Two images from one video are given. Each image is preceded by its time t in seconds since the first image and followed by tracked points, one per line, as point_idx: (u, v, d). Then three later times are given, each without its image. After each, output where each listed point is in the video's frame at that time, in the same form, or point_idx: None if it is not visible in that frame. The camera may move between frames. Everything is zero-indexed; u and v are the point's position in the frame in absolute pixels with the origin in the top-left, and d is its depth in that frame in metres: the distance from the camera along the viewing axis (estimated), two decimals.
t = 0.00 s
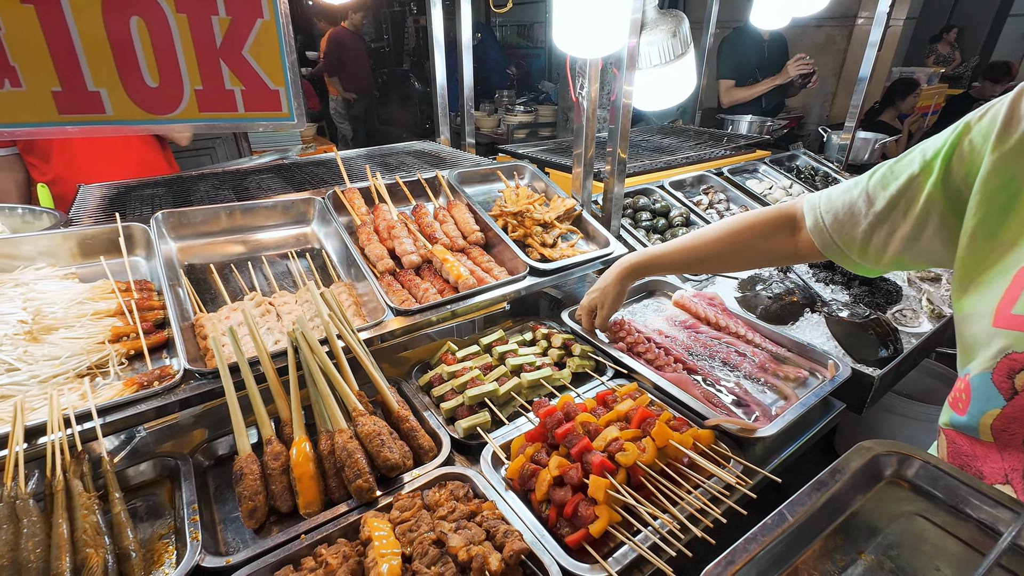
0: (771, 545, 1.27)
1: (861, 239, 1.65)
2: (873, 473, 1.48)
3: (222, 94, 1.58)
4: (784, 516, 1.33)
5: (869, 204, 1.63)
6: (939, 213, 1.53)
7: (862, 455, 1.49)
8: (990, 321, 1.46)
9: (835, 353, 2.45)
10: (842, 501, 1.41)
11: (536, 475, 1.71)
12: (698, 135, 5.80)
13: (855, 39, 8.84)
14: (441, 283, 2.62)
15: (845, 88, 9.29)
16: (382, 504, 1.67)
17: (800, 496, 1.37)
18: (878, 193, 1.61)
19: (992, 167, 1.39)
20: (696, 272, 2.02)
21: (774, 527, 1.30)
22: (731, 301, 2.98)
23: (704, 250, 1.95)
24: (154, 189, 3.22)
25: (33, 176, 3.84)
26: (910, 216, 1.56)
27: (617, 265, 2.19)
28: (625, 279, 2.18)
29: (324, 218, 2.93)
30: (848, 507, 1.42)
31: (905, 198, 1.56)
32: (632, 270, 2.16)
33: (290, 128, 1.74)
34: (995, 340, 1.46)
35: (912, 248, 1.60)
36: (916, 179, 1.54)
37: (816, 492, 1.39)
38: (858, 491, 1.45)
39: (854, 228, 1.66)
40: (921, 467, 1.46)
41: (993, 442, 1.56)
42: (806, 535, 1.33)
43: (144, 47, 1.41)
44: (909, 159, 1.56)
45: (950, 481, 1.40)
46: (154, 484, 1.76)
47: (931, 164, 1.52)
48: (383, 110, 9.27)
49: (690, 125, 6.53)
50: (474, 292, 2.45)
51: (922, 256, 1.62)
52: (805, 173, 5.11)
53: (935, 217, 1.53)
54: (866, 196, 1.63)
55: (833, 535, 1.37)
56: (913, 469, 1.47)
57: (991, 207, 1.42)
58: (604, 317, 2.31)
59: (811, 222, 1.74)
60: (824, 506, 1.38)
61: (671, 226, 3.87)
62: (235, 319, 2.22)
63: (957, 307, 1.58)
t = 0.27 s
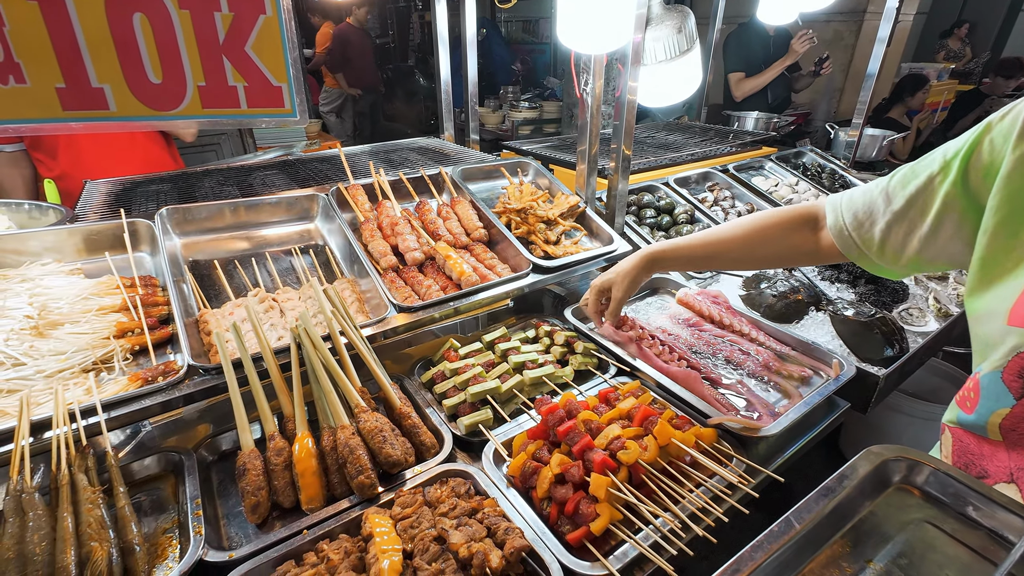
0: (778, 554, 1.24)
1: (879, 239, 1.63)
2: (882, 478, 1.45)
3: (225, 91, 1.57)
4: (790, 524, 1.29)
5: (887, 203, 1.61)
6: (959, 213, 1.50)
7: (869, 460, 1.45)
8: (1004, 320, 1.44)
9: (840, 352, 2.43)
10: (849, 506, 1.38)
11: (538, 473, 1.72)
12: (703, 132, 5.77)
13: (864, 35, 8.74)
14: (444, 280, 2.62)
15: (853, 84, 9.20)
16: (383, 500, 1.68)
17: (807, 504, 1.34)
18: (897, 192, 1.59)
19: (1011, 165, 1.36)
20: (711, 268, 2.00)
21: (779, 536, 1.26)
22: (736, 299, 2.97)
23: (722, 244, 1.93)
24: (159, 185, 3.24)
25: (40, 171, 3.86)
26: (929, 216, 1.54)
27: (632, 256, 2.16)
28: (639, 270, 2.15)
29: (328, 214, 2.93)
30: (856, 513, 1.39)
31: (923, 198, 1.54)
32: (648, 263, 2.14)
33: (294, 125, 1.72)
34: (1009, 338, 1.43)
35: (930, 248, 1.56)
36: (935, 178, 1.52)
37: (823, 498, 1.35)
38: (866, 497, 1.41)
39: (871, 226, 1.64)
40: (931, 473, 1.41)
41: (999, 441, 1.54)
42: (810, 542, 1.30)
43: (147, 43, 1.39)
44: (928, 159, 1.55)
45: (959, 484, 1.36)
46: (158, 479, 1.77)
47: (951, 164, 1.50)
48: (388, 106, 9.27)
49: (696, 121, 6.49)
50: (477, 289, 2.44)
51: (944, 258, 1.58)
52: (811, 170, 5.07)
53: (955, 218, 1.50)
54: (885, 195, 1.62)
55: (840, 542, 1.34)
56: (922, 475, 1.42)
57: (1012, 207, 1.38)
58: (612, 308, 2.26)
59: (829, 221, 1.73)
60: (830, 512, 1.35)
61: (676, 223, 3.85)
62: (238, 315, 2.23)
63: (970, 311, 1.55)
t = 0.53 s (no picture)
0: (771, 542, 1.26)
1: (921, 236, 1.62)
2: (882, 474, 1.47)
3: (224, 86, 1.56)
4: (785, 515, 1.32)
5: (928, 198, 1.60)
6: (995, 210, 1.46)
7: (870, 456, 1.49)
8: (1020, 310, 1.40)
9: (843, 351, 2.42)
10: (848, 501, 1.41)
11: (537, 470, 1.71)
12: (707, 129, 5.73)
13: (870, 31, 8.66)
14: (444, 278, 2.61)
15: (858, 81, 9.13)
16: (382, 497, 1.68)
17: (804, 496, 1.37)
18: (938, 189, 1.58)
19: None
20: (771, 235, 1.94)
21: (773, 526, 1.29)
22: (738, 297, 2.95)
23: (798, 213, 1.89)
24: (160, 181, 3.24)
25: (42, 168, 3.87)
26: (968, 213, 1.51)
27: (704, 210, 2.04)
28: (702, 224, 2.03)
29: (329, 211, 2.92)
30: (854, 507, 1.41)
31: (961, 194, 1.52)
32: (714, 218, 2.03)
33: (294, 121, 1.71)
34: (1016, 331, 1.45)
35: (965, 246, 1.53)
36: (973, 175, 1.49)
37: (819, 492, 1.38)
38: (865, 492, 1.44)
39: (912, 221, 1.64)
40: (930, 470, 1.44)
41: (997, 434, 1.58)
42: (806, 534, 1.32)
43: (146, 38, 1.38)
44: (971, 156, 1.52)
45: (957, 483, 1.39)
46: (158, 475, 1.77)
47: (989, 160, 1.46)
48: (391, 103, 9.26)
49: (699, 118, 6.45)
50: (478, 286, 2.44)
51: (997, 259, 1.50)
52: (815, 168, 5.04)
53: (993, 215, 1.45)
54: (926, 192, 1.60)
55: (836, 535, 1.36)
56: (923, 473, 1.45)
57: None
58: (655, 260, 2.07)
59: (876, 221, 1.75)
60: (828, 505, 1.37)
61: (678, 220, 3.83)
62: (238, 312, 2.23)
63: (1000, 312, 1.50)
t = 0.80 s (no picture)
0: (753, 518, 1.28)
1: (963, 209, 1.69)
2: (871, 460, 1.50)
3: (226, 84, 1.55)
4: (769, 493, 1.33)
5: (974, 172, 1.67)
6: None
7: (861, 443, 1.51)
8: None
9: (845, 350, 2.41)
10: (834, 485, 1.43)
11: (539, 469, 1.71)
12: (709, 127, 5.71)
13: (873, 28, 8.62)
14: (446, 275, 2.61)
15: (862, 79, 9.08)
16: (384, 495, 1.68)
17: (790, 476, 1.38)
18: (987, 164, 1.65)
19: None
20: (813, 184, 1.98)
21: (757, 502, 1.30)
22: (740, 295, 2.94)
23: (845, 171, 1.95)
24: (163, 179, 3.24)
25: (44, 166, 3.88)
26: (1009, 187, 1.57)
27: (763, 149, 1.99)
28: (756, 162, 1.98)
29: (330, 208, 2.92)
30: (840, 490, 1.44)
31: (1006, 169, 1.58)
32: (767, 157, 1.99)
33: (295, 118, 1.70)
34: None
35: (1003, 221, 1.57)
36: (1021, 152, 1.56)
37: (807, 473, 1.39)
38: (853, 476, 1.46)
39: (957, 195, 1.71)
40: (921, 459, 1.48)
41: (995, 420, 1.62)
42: (789, 512, 1.34)
43: (148, 35, 1.38)
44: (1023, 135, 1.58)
45: (947, 474, 1.42)
46: (160, 472, 1.78)
47: None
48: (394, 102, 9.25)
49: (702, 116, 6.43)
50: (480, 284, 2.44)
51: None
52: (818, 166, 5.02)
53: None
54: (973, 166, 1.68)
55: (819, 516, 1.37)
56: (912, 460, 1.49)
57: None
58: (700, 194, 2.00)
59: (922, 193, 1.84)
60: (814, 486, 1.39)
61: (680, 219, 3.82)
62: (241, 309, 2.24)
63: None
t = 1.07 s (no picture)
0: (741, 503, 1.31)
1: (977, 183, 1.65)
2: (866, 455, 1.51)
3: (225, 84, 1.55)
4: (760, 481, 1.36)
5: (998, 147, 1.59)
6: None
7: (856, 437, 1.52)
8: None
9: (845, 349, 2.41)
10: (827, 477, 1.44)
11: (538, 469, 1.71)
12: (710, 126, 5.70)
13: (874, 27, 8.61)
14: (446, 275, 2.61)
15: (863, 78, 9.06)
16: (383, 495, 1.68)
17: (782, 465, 1.40)
18: (1013, 137, 1.57)
19: None
20: (836, 130, 1.92)
21: (746, 488, 1.33)
22: (740, 294, 2.94)
23: (873, 120, 1.87)
24: (162, 178, 3.24)
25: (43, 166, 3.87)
26: None
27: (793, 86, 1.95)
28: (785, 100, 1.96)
29: (330, 208, 2.92)
30: (832, 482, 1.45)
31: None
32: (792, 94, 1.96)
33: (294, 118, 1.70)
34: None
35: (1018, 202, 1.54)
36: None
37: (798, 463, 1.42)
38: (846, 470, 1.47)
39: (977, 169, 1.65)
40: (916, 456, 1.48)
41: (998, 415, 1.59)
42: (779, 499, 1.36)
43: (146, 35, 1.38)
44: None
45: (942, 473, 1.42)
46: (160, 471, 1.78)
47: None
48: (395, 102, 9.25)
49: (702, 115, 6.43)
50: (479, 284, 2.43)
51: None
52: (819, 166, 5.01)
53: None
54: (999, 138, 1.60)
55: (808, 505, 1.38)
56: (906, 456, 1.49)
57: None
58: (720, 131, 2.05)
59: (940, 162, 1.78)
60: (805, 476, 1.41)
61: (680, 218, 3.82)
62: (240, 309, 2.24)
63: None
